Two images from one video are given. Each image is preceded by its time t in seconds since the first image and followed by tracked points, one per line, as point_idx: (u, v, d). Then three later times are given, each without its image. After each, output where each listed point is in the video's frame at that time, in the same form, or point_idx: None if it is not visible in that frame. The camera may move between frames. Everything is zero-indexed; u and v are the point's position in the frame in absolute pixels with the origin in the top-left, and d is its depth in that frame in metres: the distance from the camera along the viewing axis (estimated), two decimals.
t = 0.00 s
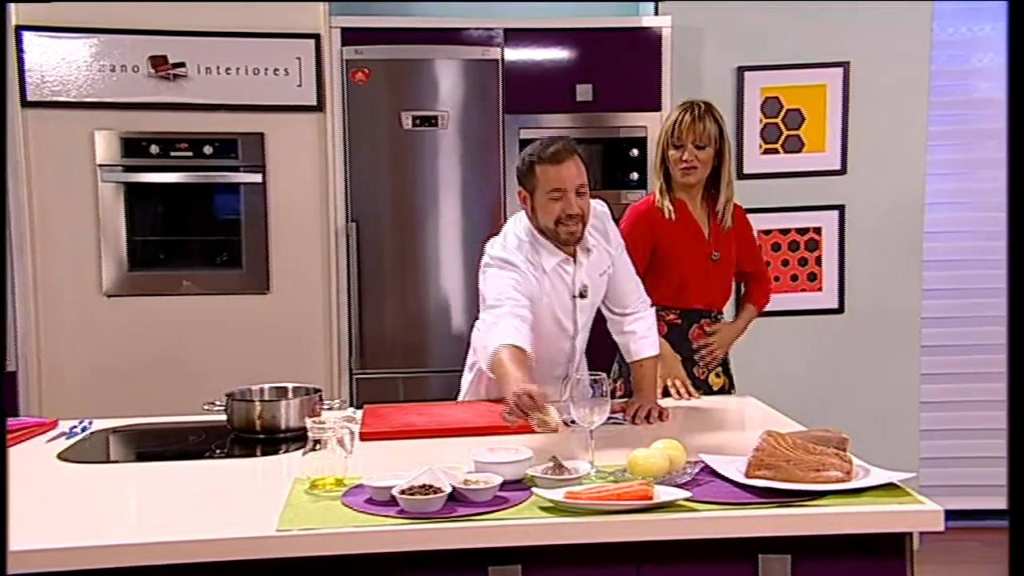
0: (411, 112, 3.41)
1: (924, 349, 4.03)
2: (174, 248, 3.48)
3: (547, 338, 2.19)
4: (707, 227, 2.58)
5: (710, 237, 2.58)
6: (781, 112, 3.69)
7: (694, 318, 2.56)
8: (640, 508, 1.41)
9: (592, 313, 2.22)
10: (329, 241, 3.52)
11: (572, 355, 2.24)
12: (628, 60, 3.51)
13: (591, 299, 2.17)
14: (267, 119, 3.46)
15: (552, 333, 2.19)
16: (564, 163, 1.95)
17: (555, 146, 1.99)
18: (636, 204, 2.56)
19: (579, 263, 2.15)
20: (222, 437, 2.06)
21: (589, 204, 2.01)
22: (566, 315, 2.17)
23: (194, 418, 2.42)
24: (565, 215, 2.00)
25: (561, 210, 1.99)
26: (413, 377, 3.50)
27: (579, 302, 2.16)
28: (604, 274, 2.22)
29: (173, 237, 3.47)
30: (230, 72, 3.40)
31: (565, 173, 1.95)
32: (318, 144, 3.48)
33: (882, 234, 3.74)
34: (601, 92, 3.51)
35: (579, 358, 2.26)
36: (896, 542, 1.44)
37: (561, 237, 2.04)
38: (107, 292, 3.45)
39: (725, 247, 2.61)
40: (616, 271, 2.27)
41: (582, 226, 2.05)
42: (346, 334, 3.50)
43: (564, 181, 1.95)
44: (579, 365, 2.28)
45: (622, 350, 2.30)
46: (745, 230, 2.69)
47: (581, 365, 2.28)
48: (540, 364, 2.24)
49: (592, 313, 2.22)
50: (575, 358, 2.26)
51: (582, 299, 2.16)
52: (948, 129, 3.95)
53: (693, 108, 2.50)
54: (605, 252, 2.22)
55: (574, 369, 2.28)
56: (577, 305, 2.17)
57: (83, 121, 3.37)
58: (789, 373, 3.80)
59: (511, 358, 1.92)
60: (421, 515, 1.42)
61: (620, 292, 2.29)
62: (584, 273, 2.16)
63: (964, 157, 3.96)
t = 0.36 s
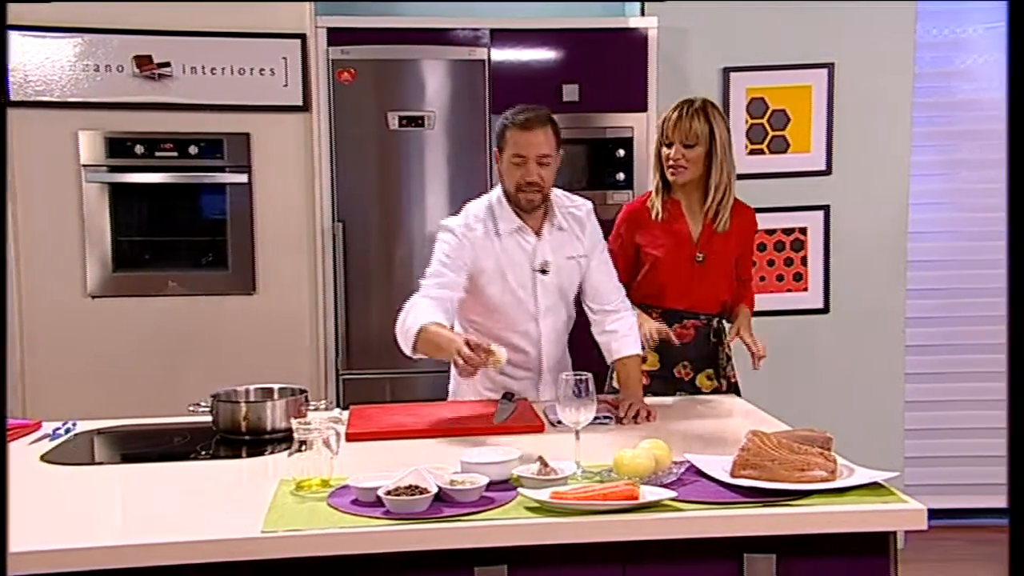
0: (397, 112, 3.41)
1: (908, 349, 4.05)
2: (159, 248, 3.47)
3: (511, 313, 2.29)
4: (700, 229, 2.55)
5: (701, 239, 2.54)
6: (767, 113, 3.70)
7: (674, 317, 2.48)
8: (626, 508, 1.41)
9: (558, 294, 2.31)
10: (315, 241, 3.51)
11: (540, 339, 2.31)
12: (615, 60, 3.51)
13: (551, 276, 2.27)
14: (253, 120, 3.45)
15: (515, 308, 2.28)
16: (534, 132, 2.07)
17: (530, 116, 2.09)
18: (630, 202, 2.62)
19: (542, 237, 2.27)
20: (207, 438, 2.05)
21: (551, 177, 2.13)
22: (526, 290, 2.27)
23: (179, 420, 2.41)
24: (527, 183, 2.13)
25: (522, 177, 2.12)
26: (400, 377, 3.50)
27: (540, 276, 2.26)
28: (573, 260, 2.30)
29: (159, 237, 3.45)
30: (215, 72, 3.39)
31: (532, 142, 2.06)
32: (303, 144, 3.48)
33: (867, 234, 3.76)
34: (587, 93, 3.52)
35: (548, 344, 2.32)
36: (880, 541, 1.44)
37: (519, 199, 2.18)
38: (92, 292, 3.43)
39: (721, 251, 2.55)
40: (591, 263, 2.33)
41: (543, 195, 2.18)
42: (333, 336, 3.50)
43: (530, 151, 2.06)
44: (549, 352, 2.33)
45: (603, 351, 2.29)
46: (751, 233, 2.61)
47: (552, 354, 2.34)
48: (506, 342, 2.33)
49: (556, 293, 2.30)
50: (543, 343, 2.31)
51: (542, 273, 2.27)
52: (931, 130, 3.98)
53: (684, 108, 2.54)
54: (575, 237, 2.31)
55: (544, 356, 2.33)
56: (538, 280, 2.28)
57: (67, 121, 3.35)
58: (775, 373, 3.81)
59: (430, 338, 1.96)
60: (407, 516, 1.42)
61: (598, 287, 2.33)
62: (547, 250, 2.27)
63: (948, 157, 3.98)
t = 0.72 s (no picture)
0: (392, 113, 3.40)
1: (902, 350, 4.06)
2: (153, 249, 3.46)
3: (482, 292, 2.45)
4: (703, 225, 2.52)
5: (702, 236, 2.51)
6: (762, 113, 3.70)
7: (676, 313, 2.53)
8: (621, 508, 1.41)
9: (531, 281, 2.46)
10: (310, 242, 3.51)
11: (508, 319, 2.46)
12: (610, 61, 3.52)
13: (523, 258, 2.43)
14: (248, 120, 3.44)
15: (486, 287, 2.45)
16: (530, 134, 2.24)
17: (528, 117, 2.26)
18: (643, 197, 2.66)
19: (524, 225, 2.45)
20: (201, 439, 2.05)
21: (537, 177, 2.31)
22: (498, 269, 2.44)
23: (174, 421, 2.40)
24: (514, 178, 2.32)
25: (511, 172, 2.30)
26: (395, 378, 3.50)
27: (512, 258, 2.44)
28: (551, 251, 2.46)
29: (154, 237, 3.45)
30: (210, 73, 3.39)
31: (528, 144, 2.24)
32: (297, 144, 3.47)
33: (862, 234, 3.76)
34: (582, 94, 3.52)
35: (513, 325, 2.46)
36: (874, 541, 1.44)
37: (507, 192, 2.37)
38: (85, 292, 3.42)
39: (724, 248, 2.49)
40: (569, 258, 2.47)
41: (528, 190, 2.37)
42: (329, 338, 3.49)
43: (522, 152, 2.24)
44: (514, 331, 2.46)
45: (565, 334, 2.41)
46: (764, 226, 2.53)
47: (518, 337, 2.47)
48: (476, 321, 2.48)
49: (529, 278, 2.45)
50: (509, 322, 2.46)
51: (515, 255, 2.43)
52: (925, 131, 3.99)
53: (684, 105, 2.51)
54: (556, 231, 2.46)
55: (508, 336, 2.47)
56: (511, 261, 2.44)
57: (61, 121, 3.34)
58: (770, 372, 3.81)
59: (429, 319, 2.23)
60: (401, 517, 1.41)
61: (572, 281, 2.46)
62: (525, 235, 2.45)
63: (942, 158, 3.99)
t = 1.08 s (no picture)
0: (392, 113, 3.40)
1: (902, 351, 4.06)
2: (153, 249, 3.46)
3: (466, 285, 2.45)
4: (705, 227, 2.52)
5: (705, 237, 2.51)
6: (762, 114, 3.70)
7: (680, 314, 2.53)
8: (621, 509, 1.41)
9: (516, 273, 2.45)
10: (310, 243, 3.51)
11: (494, 313, 2.45)
12: (609, 61, 3.52)
13: (508, 251, 2.44)
14: (247, 121, 3.45)
15: (471, 280, 2.45)
16: (525, 136, 2.28)
17: (524, 119, 2.30)
18: (654, 201, 2.69)
19: (510, 219, 2.46)
20: (201, 440, 2.05)
21: (530, 177, 2.36)
22: (483, 262, 2.44)
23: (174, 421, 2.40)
24: (507, 178, 2.36)
25: (504, 172, 2.34)
26: (395, 379, 3.49)
27: (497, 250, 2.44)
28: (538, 245, 2.46)
29: (153, 238, 3.44)
30: (209, 73, 3.39)
31: (524, 146, 2.28)
32: (298, 145, 3.47)
33: (861, 235, 3.76)
34: (582, 95, 3.52)
35: (498, 320, 2.45)
36: (873, 541, 1.45)
37: (498, 190, 2.41)
38: (85, 293, 3.42)
39: (726, 249, 2.48)
40: (556, 255, 2.47)
41: (520, 189, 2.41)
42: (328, 338, 3.49)
43: (518, 154, 2.29)
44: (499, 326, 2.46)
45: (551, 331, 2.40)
46: (771, 227, 2.52)
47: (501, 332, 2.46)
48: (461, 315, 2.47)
49: (515, 271, 2.45)
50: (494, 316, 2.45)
51: (500, 246, 2.44)
52: (925, 132, 3.99)
53: (683, 108, 2.53)
54: (542, 227, 2.47)
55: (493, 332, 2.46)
56: (497, 254, 2.44)
57: (61, 122, 3.34)
58: (770, 372, 3.81)
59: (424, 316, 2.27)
60: (401, 518, 1.41)
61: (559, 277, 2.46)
62: (511, 228, 2.45)
63: (941, 159, 3.99)
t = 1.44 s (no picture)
0: (392, 114, 3.40)
1: (903, 351, 4.06)
2: (154, 249, 3.46)
3: (426, 289, 2.42)
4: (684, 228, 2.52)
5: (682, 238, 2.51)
6: (763, 115, 3.70)
7: (655, 314, 2.53)
8: (622, 509, 1.41)
9: (476, 275, 2.45)
10: (311, 243, 3.51)
11: (458, 316, 2.44)
12: (609, 62, 3.52)
13: (467, 252, 2.43)
14: (248, 121, 3.45)
15: (432, 285, 2.43)
16: (476, 137, 2.26)
17: (475, 120, 2.28)
18: (637, 200, 2.69)
19: (465, 220, 2.45)
20: (202, 440, 2.05)
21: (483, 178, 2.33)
22: (443, 265, 2.42)
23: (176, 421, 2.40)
24: (461, 179, 2.34)
25: (457, 174, 2.32)
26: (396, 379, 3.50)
27: (456, 252, 2.43)
28: (496, 245, 2.46)
29: (154, 238, 3.44)
30: (210, 74, 3.39)
31: (474, 147, 2.26)
32: (299, 145, 3.48)
33: (862, 236, 3.76)
34: (582, 95, 3.52)
35: (463, 322, 2.45)
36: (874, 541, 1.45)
37: (453, 191, 2.39)
38: (86, 293, 3.42)
39: (703, 251, 2.48)
40: (513, 253, 2.48)
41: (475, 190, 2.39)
42: (329, 338, 3.49)
43: (469, 155, 2.26)
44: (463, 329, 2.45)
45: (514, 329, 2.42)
46: (748, 230, 2.52)
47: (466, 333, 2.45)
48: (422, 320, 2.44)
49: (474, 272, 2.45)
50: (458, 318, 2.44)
51: (458, 248, 2.43)
52: (925, 132, 3.99)
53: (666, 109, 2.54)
54: (497, 225, 2.47)
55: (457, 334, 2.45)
56: (456, 256, 2.43)
57: (61, 122, 3.34)
58: (770, 372, 3.81)
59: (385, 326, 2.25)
60: (402, 518, 1.41)
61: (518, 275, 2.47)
62: (467, 229, 2.45)
63: (941, 159, 3.99)
